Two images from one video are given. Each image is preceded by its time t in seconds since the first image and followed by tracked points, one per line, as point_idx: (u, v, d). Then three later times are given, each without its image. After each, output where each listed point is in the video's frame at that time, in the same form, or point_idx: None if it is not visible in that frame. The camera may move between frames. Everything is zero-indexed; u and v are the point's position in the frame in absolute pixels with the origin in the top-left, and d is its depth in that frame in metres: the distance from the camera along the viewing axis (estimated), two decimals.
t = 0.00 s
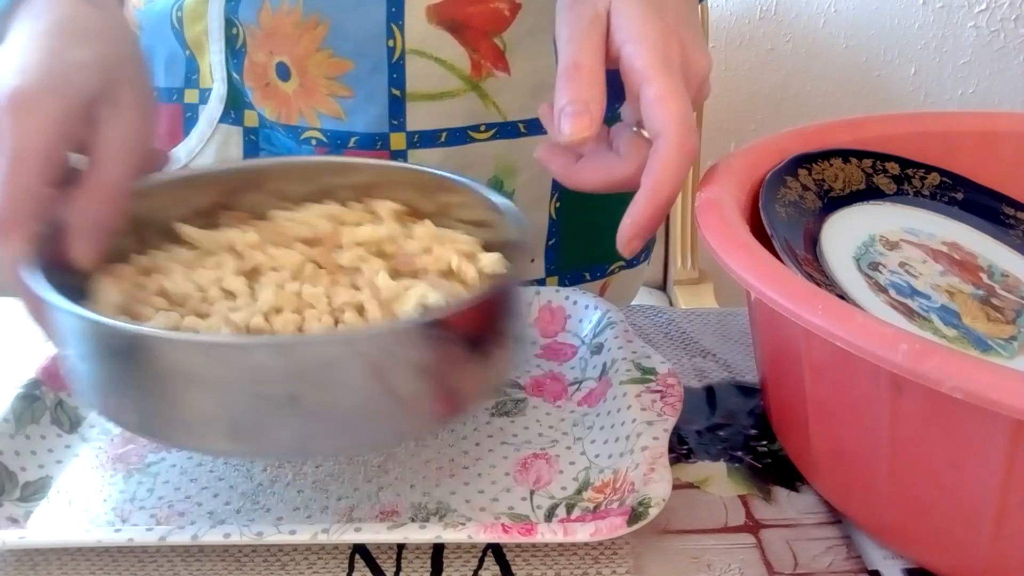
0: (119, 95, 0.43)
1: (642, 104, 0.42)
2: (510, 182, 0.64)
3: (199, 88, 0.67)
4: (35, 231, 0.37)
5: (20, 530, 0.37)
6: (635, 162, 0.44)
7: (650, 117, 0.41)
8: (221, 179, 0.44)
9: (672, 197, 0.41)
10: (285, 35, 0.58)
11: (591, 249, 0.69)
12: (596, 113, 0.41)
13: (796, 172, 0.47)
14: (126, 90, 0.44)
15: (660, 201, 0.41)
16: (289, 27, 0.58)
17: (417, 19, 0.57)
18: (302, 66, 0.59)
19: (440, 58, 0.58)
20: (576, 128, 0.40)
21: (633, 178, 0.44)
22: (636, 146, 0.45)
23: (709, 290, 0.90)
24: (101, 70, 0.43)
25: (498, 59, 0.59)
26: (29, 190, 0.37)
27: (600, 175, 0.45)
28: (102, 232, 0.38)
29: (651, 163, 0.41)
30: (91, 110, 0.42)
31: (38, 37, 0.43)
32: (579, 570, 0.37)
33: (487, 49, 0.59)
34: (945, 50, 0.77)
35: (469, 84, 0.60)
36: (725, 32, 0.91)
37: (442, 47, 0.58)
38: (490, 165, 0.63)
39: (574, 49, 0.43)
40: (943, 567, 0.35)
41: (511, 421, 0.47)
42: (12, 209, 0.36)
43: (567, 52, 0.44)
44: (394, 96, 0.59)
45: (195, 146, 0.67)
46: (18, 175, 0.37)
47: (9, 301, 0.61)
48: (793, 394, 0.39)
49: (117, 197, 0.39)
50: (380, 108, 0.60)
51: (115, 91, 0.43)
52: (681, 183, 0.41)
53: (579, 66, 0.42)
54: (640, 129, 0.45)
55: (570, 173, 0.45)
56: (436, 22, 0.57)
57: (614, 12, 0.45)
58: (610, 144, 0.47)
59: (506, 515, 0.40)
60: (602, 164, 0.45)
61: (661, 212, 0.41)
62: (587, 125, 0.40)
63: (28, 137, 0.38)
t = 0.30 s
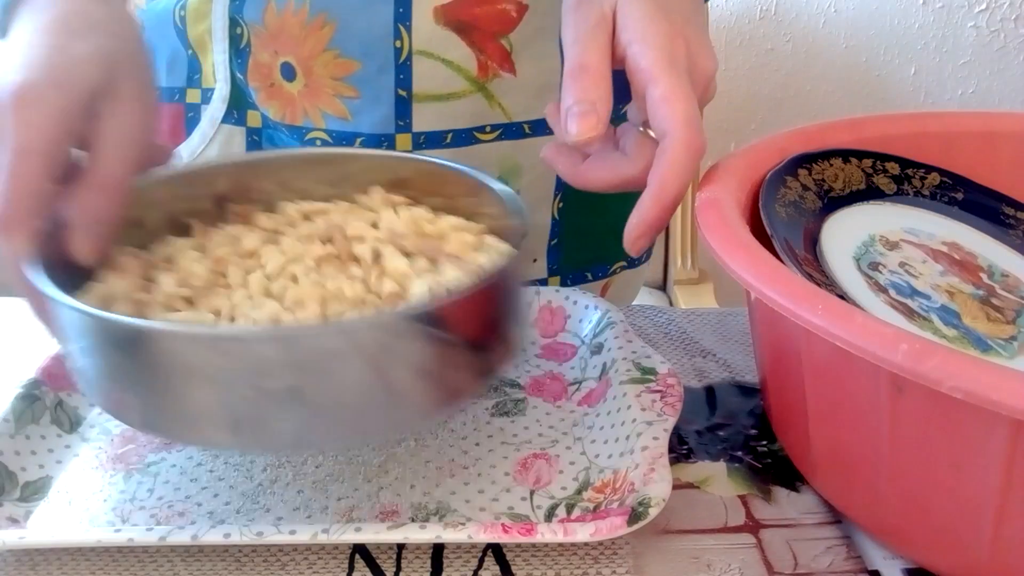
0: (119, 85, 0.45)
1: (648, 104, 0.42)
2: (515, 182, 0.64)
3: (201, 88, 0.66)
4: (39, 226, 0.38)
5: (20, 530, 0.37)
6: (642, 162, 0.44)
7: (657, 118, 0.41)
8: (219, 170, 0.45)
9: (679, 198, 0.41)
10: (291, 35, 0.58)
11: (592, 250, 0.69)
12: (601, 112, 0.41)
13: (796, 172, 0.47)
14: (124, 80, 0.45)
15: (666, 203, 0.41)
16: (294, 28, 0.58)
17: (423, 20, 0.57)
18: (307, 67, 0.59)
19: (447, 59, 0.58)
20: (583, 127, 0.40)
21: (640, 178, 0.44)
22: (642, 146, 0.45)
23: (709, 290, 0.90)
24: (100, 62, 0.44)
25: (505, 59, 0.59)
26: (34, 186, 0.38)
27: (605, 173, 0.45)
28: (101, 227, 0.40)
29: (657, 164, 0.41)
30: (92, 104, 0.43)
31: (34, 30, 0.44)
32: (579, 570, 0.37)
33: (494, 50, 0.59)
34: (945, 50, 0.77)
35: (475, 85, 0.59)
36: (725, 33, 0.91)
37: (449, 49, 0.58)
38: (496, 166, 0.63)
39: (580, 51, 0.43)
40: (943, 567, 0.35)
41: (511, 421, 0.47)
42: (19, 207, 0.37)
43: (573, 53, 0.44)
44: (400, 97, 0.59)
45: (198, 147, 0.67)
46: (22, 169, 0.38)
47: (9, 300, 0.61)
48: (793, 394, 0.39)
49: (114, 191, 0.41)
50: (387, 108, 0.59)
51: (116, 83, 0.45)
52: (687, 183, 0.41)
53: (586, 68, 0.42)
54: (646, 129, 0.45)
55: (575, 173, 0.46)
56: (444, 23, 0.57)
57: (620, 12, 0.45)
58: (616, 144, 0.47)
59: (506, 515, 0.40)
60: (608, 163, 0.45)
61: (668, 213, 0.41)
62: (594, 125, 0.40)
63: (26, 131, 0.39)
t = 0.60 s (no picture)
0: (111, 101, 0.45)
1: (664, 100, 0.43)
2: (524, 182, 0.63)
3: (206, 87, 0.66)
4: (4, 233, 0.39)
5: (20, 530, 0.37)
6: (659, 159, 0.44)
7: (673, 114, 0.42)
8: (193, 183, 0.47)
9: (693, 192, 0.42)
10: (298, 34, 0.58)
11: (601, 249, 0.69)
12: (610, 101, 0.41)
13: (796, 172, 0.47)
14: (116, 96, 0.46)
15: (682, 197, 0.41)
16: (301, 26, 0.58)
17: (431, 18, 0.57)
18: (314, 65, 0.59)
19: (455, 57, 0.58)
20: (604, 126, 0.40)
21: (657, 174, 0.44)
22: (659, 142, 0.45)
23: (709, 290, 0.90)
24: (97, 75, 0.45)
25: (514, 58, 0.59)
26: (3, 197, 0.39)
27: (623, 171, 0.45)
28: (68, 231, 0.41)
29: (674, 158, 0.41)
30: (81, 115, 0.44)
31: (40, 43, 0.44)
32: (579, 570, 0.37)
33: (503, 48, 0.59)
34: (945, 50, 0.77)
35: (483, 83, 0.60)
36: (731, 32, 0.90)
37: (456, 46, 0.58)
38: (505, 166, 0.63)
39: (595, 51, 0.44)
40: (943, 567, 0.35)
41: (511, 421, 0.47)
42: None
43: (588, 53, 0.44)
44: (409, 96, 0.59)
45: (203, 146, 0.66)
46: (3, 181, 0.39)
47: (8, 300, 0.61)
48: (793, 394, 0.39)
49: (90, 200, 0.42)
50: (395, 108, 0.60)
51: (107, 95, 0.45)
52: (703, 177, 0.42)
53: (602, 66, 0.43)
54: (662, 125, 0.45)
55: (593, 170, 0.46)
56: (452, 20, 0.57)
57: (635, 7, 0.45)
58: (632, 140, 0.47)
59: (506, 515, 0.40)
60: (625, 159, 0.45)
61: (683, 206, 0.42)
62: (613, 124, 0.40)
63: (9, 143, 0.39)
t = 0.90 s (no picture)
0: (165, 102, 0.44)
1: (631, 95, 0.42)
2: (523, 185, 0.64)
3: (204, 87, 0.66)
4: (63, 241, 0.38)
5: (20, 530, 0.37)
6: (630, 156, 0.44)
7: (637, 109, 0.41)
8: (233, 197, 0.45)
9: (656, 190, 0.40)
10: (296, 32, 0.58)
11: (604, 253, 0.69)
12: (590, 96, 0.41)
13: (796, 172, 0.47)
14: (170, 99, 0.45)
15: (645, 192, 0.40)
16: (300, 25, 0.58)
17: (431, 19, 0.57)
18: (313, 64, 0.59)
19: (454, 58, 0.58)
20: (567, 121, 0.40)
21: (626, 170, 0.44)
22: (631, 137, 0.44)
23: (709, 290, 0.90)
24: (150, 77, 0.44)
25: (512, 60, 0.59)
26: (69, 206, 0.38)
27: (598, 165, 0.44)
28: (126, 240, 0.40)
29: (636, 155, 0.40)
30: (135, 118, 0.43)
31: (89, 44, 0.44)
32: (579, 570, 0.37)
33: (502, 50, 0.59)
34: (945, 50, 0.76)
35: (482, 84, 0.60)
36: (724, 34, 0.93)
37: (455, 48, 0.58)
38: (505, 166, 0.63)
39: (565, 45, 0.43)
40: (944, 567, 0.35)
41: (511, 421, 0.47)
42: (53, 220, 0.38)
43: (560, 44, 0.43)
44: (407, 96, 0.59)
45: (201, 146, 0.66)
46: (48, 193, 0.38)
47: (8, 300, 0.61)
48: (793, 394, 0.39)
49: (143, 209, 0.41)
50: (394, 108, 0.60)
51: (161, 100, 0.44)
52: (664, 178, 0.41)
53: (571, 60, 0.42)
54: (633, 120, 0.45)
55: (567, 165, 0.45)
56: (450, 21, 0.57)
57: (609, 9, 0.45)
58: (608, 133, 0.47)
59: (506, 515, 0.40)
60: (598, 153, 0.44)
61: (645, 204, 0.41)
62: (578, 117, 0.40)
63: (69, 147, 0.39)
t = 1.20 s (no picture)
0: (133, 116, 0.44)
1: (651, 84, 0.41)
2: (528, 185, 0.64)
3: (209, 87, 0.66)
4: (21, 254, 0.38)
5: (20, 530, 0.37)
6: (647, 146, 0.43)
7: (658, 97, 0.41)
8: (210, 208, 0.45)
9: (678, 179, 0.40)
10: (301, 34, 0.58)
11: (609, 255, 0.69)
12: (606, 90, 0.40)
13: (796, 172, 0.47)
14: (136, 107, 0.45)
15: (666, 185, 0.40)
16: (304, 26, 0.58)
17: (435, 18, 0.57)
18: (317, 64, 0.59)
19: (459, 58, 0.58)
20: (587, 111, 0.40)
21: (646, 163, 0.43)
22: (650, 126, 0.44)
23: (709, 290, 0.90)
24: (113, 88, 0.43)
25: (518, 60, 0.59)
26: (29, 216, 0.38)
27: (615, 156, 0.44)
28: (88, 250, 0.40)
29: (657, 144, 0.40)
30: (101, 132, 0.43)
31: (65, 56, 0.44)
32: (579, 570, 0.37)
33: (507, 50, 0.59)
34: (945, 50, 0.76)
35: (486, 84, 0.60)
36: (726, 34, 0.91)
37: (460, 48, 0.58)
38: (510, 167, 0.63)
39: (583, 34, 0.43)
40: (944, 567, 0.35)
41: (511, 421, 0.47)
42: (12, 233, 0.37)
43: (577, 34, 0.43)
44: (412, 96, 0.59)
45: (205, 147, 0.66)
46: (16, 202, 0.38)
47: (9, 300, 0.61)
48: (793, 394, 0.39)
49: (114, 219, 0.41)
50: (399, 107, 0.60)
51: (132, 111, 0.44)
52: (687, 165, 0.40)
53: (589, 50, 0.42)
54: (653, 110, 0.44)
55: (585, 157, 0.45)
56: (455, 21, 0.57)
57: None
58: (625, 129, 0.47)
59: (506, 515, 0.40)
60: (618, 145, 0.44)
61: (667, 194, 0.40)
62: (597, 108, 0.40)
63: (33, 162, 0.39)
